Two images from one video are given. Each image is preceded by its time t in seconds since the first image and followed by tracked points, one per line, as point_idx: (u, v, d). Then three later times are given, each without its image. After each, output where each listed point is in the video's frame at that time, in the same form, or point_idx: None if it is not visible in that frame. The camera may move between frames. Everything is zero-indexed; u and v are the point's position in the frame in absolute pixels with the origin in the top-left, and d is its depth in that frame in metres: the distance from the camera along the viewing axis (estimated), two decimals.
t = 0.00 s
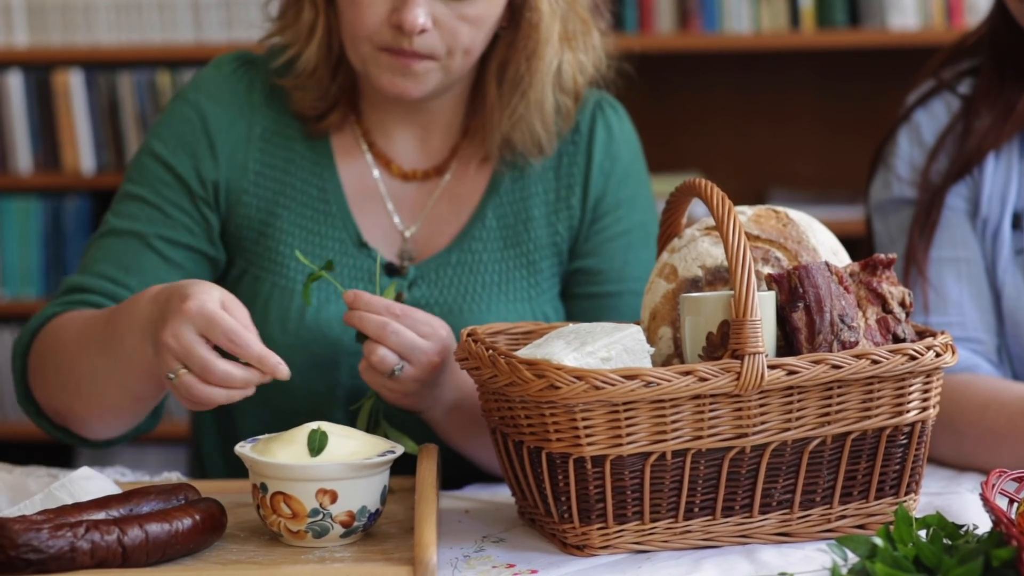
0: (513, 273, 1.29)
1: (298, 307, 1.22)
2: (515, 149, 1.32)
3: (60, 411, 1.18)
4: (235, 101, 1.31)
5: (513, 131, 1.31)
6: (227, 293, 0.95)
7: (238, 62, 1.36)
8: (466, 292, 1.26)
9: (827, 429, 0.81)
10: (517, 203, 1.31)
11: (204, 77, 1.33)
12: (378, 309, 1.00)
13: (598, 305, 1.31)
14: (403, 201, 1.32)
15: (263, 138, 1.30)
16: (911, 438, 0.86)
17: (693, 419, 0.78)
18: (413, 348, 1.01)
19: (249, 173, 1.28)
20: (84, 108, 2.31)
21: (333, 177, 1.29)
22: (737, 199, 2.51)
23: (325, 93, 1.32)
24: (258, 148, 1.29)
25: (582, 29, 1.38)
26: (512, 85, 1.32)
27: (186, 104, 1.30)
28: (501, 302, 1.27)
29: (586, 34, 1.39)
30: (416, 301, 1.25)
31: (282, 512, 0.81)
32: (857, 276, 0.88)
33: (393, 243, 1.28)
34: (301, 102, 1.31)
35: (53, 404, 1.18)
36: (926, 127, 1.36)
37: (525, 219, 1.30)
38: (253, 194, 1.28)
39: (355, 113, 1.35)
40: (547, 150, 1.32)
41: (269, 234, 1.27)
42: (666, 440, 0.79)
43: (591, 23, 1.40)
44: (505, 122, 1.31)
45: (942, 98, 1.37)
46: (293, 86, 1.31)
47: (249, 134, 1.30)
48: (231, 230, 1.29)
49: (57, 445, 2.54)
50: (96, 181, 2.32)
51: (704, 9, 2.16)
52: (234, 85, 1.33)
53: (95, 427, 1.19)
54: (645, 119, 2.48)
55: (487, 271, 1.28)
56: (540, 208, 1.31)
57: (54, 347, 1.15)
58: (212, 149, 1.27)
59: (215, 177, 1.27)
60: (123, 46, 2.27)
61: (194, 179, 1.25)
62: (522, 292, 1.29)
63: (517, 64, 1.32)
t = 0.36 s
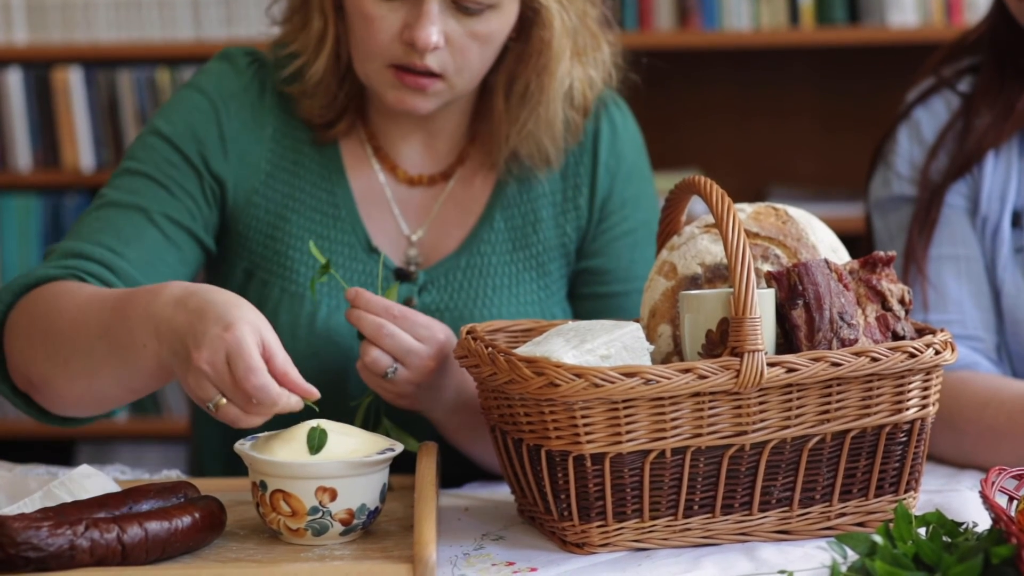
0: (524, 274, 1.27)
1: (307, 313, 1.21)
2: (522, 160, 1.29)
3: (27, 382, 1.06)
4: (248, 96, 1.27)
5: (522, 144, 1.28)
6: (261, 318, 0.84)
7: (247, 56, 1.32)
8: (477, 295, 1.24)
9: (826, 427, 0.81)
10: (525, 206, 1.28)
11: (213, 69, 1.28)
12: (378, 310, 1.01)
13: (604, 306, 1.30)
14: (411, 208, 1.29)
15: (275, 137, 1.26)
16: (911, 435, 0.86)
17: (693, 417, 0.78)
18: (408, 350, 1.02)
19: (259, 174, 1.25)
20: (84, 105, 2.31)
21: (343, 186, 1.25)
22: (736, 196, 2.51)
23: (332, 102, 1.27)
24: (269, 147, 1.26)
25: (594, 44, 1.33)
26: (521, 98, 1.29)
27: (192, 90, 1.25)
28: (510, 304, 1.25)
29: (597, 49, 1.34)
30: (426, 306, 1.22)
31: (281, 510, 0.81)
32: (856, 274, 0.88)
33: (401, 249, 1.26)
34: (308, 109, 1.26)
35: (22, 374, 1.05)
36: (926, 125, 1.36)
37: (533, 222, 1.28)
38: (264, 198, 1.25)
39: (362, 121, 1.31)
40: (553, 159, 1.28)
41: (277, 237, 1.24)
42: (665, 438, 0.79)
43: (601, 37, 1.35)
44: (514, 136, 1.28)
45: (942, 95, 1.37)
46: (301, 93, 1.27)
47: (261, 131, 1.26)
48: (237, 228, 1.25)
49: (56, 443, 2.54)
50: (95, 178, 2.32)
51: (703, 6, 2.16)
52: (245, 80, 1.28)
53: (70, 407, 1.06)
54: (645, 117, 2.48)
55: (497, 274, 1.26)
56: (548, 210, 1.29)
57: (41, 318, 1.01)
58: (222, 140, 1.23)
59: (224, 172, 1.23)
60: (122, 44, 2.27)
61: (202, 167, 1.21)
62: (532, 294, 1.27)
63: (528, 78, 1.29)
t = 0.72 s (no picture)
0: (524, 278, 1.28)
1: (307, 318, 1.20)
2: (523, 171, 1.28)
3: (21, 378, 1.05)
4: (251, 99, 1.27)
5: (524, 157, 1.27)
6: (260, 333, 0.85)
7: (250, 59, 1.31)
8: (477, 299, 1.24)
9: (823, 427, 0.81)
10: (525, 209, 1.28)
11: (215, 71, 1.28)
12: (378, 304, 1.01)
13: (603, 308, 1.30)
14: (410, 214, 1.29)
15: (277, 141, 1.26)
16: (908, 435, 0.86)
17: (690, 417, 0.78)
18: (406, 345, 1.02)
19: (262, 179, 1.25)
20: (82, 107, 2.30)
21: (345, 194, 1.25)
22: (733, 196, 2.51)
23: (335, 111, 1.26)
24: (270, 150, 1.26)
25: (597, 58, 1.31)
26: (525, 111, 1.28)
27: (195, 91, 1.25)
28: (509, 307, 1.25)
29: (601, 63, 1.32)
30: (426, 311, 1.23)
31: (279, 511, 0.81)
32: (853, 274, 0.88)
33: (401, 256, 1.26)
34: (312, 117, 1.26)
35: (16, 371, 1.05)
36: (924, 125, 1.36)
37: (532, 225, 1.28)
38: (265, 203, 1.24)
39: (364, 130, 1.30)
40: (557, 174, 1.28)
41: (277, 241, 1.24)
42: (662, 438, 0.79)
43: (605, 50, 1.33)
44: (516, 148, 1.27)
45: (940, 96, 1.37)
46: (304, 101, 1.26)
47: (264, 135, 1.26)
48: (238, 231, 1.25)
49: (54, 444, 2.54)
50: (93, 180, 2.32)
51: (701, 7, 2.16)
52: (248, 83, 1.28)
53: (63, 406, 1.06)
54: (642, 118, 2.48)
55: (497, 277, 1.26)
56: (548, 213, 1.29)
57: (36, 316, 1.01)
58: (224, 142, 1.23)
59: (225, 175, 1.22)
60: (120, 46, 2.27)
61: (203, 169, 1.21)
62: (532, 297, 1.27)
63: (532, 91, 1.28)
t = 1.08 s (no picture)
0: (524, 274, 1.28)
1: (307, 314, 1.20)
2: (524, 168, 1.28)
3: (21, 375, 1.05)
4: (251, 96, 1.26)
5: (523, 153, 1.27)
6: (259, 327, 0.85)
7: (250, 55, 1.31)
8: (477, 295, 1.24)
9: (824, 422, 0.81)
10: (525, 205, 1.28)
11: (216, 68, 1.28)
12: (380, 297, 1.01)
13: (604, 304, 1.29)
14: (411, 210, 1.29)
15: (277, 138, 1.26)
16: (909, 430, 0.86)
17: (691, 412, 0.78)
18: (407, 340, 1.02)
19: (262, 176, 1.25)
20: (82, 102, 2.30)
21: (345, 191, 1.25)
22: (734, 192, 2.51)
23: (335, 107, 1.26)
24: (270, 147, 1.26)
25: (597, 53, 1.31)
26: (525, 107, 1.28)
27: (196, 88, 1.25)
28: (509, 303, 1.25)
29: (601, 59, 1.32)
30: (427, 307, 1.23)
31: (280, 506, 0.81)
32: (854, 270, 0.88)
33: (401, 252, 1.26)
34: (312, 113, 1.26)
35: (16, 367, 1.05)
36: (925, 121, 1.36)
37: (533, 221, 1.28)
38: (264, 200, 1.24)
39: (365, 126, 1.30)
40: (557, 170, 1.28)
41: (277, 238, 1.24)
42: (663, 433, 0.79)
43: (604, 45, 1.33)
44: (516, 145, 1.27)
45: (942, 91, 1.37)
46: (304, 97, 1.26)
47: (264, 131, 1.26)
48: (237, 228, 1.25)
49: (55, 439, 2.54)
50: (94, 175, 2.32)
51: (702, 3, 2.16)
52: (248, 79, 1.28)
53: (63, 403, 1.06)
54: (643, 113, 2.48)
55: (497, 273, 1.26)
56: (547, 209, 1.29)
57: (35, 313, 1.01)
58: (224, 139, 1.22)
59: (225, 172, 1.22)
60: (121, 41, 2.27)
61: (203, 166, 1.21)
62: (533, 293, 1.27)
63: (532, 88, 1.27)
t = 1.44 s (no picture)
0: (524, 272, 1.27)
1: (308, 312, 1.20)
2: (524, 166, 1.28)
3: (21, 372, 1.05)
4: (252, 94, 1.26)
5: (525, 151, 1.27)
6: (258, 327, 0.85)
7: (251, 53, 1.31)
8: (477, 293, 1.24)
9: (825, 420, 0.81)
10: (525, 203, 1.28)
11: (217, 66, 1.28)
12: (382, 293, 1.01)
13: (604, 301, 1.29)
14: (411, 207, 1.29)
15: (278, 136, 1.26)
16: (909, 428, 0.86)
17: (692, 410, 0.78)
18: (409, 335, 1.02)
19: (263, 174, 1.24)
20: (83, 99, 2.30)
21: (346, 189, 1.25)
22: (734, 189, 2.51)
23: (336, 105, 1.26)
24: (271, 146, 1.25)
25: (599, 51, 1.31)
26: (526, 104, 1.28)
27: (197, 86, 1.25)
28: (510, 301, 1.25)
29: (602, 56, 1.31)
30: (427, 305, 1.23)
31: (280, 503, 0.81)
32: (855, 267, 0.88)
33: (402, 250, 1.26)
34: (314, 111, 1.26)
35: (16, 365, 1.05)
36: (926, 119, 1.36)
37: (533, 219, 1.28)
38: (265, 198, 1.24)
39: (365, 124, 1.30)
40: (558, 167, 1.28)
41: (278, 237, 1.23)
42: (664, 431, 0.79)
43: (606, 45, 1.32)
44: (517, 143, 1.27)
45: (943, 89, 1.37)
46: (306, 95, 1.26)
47: (265, 129, 1.26)
48: (238, 226, 1.25)
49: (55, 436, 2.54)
50: (94, 172, 2.32)
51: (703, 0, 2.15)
52: (250, 77, 1.28)
53: (63, 400, 1.06)
54: (644, 110, 2.47)
55: (497, 271, 1.26)
56: (548, 207, 1.29)
57: (35, 309, 1.01)
58: (225, 137, 1.22)
59: (226, 170, 1.22)
60: (122, 38, 2.26)
61: (204, 164, 1.21)
62: (533, 291, 1.27)
63: (534, 86, 1.27)
